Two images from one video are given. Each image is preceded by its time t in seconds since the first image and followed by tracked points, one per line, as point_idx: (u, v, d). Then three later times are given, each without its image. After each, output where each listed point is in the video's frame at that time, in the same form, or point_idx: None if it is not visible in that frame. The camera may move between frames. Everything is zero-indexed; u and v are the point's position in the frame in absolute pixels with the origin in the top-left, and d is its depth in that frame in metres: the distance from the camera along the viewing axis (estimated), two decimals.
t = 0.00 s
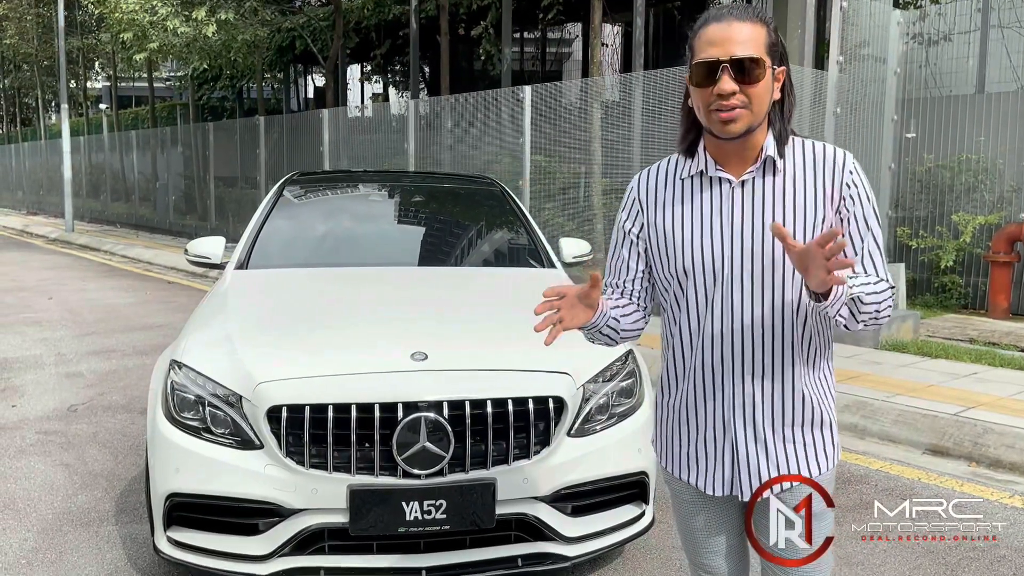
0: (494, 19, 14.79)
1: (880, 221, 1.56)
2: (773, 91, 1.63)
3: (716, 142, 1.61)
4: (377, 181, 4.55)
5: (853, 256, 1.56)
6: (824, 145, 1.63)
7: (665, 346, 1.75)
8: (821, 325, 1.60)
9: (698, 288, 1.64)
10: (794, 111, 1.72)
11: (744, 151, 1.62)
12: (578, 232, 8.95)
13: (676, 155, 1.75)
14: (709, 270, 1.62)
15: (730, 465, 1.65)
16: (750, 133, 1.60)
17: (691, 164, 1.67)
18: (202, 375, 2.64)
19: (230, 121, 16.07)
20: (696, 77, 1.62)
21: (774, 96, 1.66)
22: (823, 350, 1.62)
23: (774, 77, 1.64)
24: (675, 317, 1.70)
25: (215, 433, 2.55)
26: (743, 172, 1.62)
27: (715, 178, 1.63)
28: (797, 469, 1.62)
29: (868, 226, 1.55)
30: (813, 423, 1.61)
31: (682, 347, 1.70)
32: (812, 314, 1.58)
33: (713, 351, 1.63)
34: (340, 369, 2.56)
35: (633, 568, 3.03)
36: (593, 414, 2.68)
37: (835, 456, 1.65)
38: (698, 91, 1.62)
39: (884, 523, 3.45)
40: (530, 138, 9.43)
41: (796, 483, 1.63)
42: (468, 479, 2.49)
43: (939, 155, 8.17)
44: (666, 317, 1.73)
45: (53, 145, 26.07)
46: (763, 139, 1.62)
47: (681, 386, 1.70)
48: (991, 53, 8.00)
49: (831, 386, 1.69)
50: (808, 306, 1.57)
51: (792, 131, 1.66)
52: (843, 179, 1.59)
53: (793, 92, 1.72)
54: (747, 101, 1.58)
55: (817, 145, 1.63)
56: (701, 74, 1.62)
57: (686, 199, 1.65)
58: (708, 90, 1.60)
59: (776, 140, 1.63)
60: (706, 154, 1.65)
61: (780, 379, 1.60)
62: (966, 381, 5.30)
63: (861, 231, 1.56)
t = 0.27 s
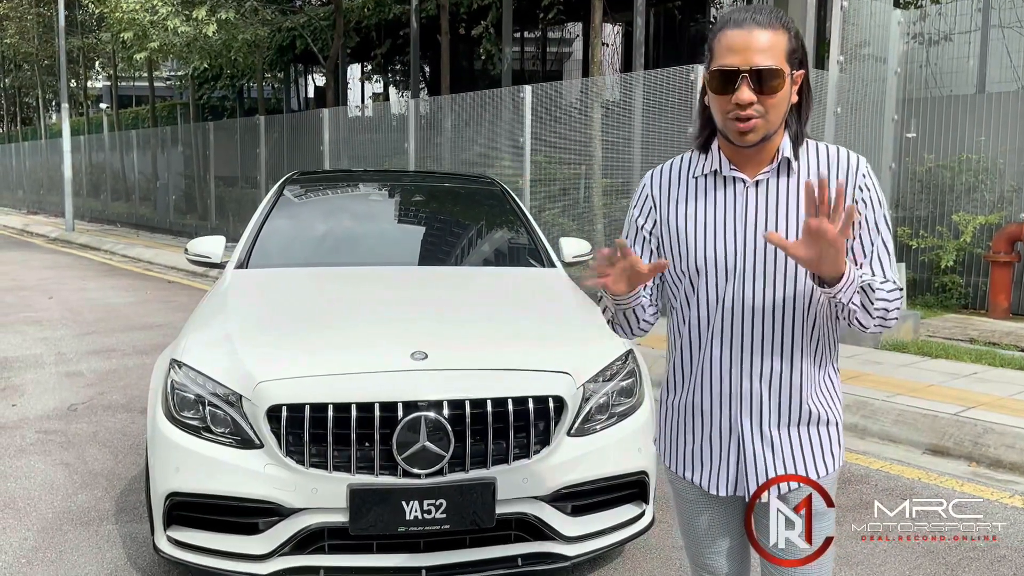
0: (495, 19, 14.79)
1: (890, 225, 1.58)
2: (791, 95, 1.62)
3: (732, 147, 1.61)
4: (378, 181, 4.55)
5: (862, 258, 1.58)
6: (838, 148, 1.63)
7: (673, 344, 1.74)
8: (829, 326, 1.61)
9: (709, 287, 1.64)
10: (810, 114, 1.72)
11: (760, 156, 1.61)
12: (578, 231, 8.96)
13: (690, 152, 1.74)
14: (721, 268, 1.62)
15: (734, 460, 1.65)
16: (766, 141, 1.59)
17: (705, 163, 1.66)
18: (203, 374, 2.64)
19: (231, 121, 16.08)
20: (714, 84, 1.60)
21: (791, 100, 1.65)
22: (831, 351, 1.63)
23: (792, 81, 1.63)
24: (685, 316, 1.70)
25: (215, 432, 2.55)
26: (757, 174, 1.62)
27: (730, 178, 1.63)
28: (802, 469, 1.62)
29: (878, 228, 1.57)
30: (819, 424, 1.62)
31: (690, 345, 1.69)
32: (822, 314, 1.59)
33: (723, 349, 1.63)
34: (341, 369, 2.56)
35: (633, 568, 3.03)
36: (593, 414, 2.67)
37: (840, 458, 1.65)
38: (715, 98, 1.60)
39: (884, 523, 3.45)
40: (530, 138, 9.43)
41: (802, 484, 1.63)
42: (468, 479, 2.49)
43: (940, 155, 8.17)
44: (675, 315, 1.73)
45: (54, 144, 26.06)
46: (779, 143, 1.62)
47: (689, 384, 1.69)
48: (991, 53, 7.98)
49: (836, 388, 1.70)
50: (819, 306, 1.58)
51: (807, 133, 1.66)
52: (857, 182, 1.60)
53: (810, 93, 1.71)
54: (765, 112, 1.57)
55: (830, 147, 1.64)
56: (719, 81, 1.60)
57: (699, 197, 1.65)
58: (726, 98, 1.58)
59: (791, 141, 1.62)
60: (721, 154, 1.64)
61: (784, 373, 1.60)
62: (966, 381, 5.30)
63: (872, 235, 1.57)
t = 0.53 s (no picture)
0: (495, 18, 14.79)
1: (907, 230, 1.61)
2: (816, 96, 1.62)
3: (753, 145, 1.61)
4: (378, 180, 4.55)
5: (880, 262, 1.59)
6: (858, 152, 1.64)
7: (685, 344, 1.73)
8: (843, 328, 1.62)
9: (726, 286, 1.63)
10: (833, 116, 1.71)
11: (781, 154, 1.61)
12: (578, 231, 8.96)
13: (710, 150, 1.72)
14: (739, 268, 1.61)
15: (746, 461, 1.65)
16: (789, 139, 1.59)
17: (726, 160, 1.65)
18: (203, 373, 2.63)
19: (231, 121, 16.08)
20: (740, 79, 1.61)
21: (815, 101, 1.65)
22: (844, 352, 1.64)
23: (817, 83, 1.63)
24: (699, 314, 1.69)
25: (215, 431, 2.55)
26: (778, 174, 1.62)
27: (750, 177, 1.62)
28: (817, 470, 1.62)
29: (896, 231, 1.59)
30: (832, 425, 1.63)
31: (703, 344, 1.68)
32: (838, 316, 1.61)
33: (739, 348, 1.62)
34: (342, 369, 2.56)
35: (633, 568, 3.03)
36: (592, 414, 2.67)
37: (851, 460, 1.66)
38: (740, 93, 1.60)
39: (884, 523, 3.45)
40: (530, 137, 9.43)
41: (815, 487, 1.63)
42: (468, 478, 2.49)
43: (940, 155, 8.16)
44: (689, 315, 1.72)
45: (54, 144, 26.04)
46: (800, 144, 1.62)
47: (702, 383, 1.69)
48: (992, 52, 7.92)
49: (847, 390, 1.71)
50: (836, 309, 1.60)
51: (828, 136, 1.66)
52: (877, 185, 1.61)
53: (834, 96, 1.71)
54: (790, 109, 1.57)
55: (853, 152, 1.64)
56: (746, 78, 1.60)
57: (720, 194, 1.64)
58: (752, 94, 1.59)
59: (812, 143, 1.63)
60: (742, 153, 1.63)
61: (799, 375, 1.61)
62: (966, 381, 5.30)
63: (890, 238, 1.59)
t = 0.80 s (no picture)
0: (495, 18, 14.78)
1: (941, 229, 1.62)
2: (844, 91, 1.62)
3: (783, 139, 1.61)
4: (378, 180, 4.55)
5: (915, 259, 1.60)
6: (887, 149, 1.64)
7: (712, 343, 1.72)
8: (873, 327, 1.62)
9: (757, 285, 1.61)
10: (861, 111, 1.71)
11: (811, 148, 1.61)
12: (578, 231, 8.96)
13: (737, 148, 1.71)
14: (772, 266, 1.60)
15: (775, 460, 1.64)
16: (819, 132, 1.59)
17: (754, 157, 1.65)
18: (203, 374, 2.63)
19: (230, 121, 16.07)
20: (768, 74, 1.61)
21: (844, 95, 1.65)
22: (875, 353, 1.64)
23: (846, 78, 1.63)
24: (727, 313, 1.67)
25: (214, 431, 2.55)
26: (807, 169, 1.62)
27: (781, 173, 1.62)
28: (846, 471, 1.62)
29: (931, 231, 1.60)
30: (862, 425, 1.63)
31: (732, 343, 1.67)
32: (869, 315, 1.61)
33: (770, 347, 1.62)
34: (342, 370, 2.56)
35: (633, 568, 3.03)
36: (591, 414, 2.67)
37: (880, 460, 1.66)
38: (768, 88, 1.61)
39: (884, 523, 3.45)
40: (529, 137, 9.43)
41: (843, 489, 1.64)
42: (467, 478, 2.49)
43: (939, 155, 8.16)
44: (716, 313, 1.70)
45: (53, 143, 26.01)
46: (829, 138, 1.62)
47: (731, 382, 1.68)
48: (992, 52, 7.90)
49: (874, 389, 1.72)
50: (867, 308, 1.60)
51: (857, 131, 1.66)
52: (908, 185, 1.62)
53: (862, 92, 1.71)
54: (819, 101, 1.57)
55: (881, 148, 1.64)
56: (774, 72, 1.60)
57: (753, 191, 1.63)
58: (780, 88, 1.59)
59: (842, 139, 1.63)
60: (772, 148, 1.64)
61: (831, 374, 1.61)
62: (966, 381, 5.30)
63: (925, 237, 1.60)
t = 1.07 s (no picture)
0: (494, 18, 14.80)
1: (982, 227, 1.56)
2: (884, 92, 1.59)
3: (821, 139, 1.57)
4: (377, 180, 4.55)
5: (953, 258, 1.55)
6: (924, 151, 1.59)
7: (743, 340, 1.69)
8: (909, 327, 1.58)
9: (789, 282, 1.58)
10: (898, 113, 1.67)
11: (847, 149, 1.58)
12: (576, 231, 8.97)
13: (772, 145, 1.68)
14: (806, 264, 1.56)
15: (805, 461, 1.62)
16: (856, 133, 1.55)
17: (789, 155, 1.61)
18: (202, 374, 2.63)
19: (230, 120, 16.08)
20: (807, 71, 1.57)
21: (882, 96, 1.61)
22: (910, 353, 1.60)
23: (886, 78, 1.59)
24: (758, 310, 1.64)
25: (212, 431, 2.55)
26: (842, 169, 1.58)
27: (815, 171, 1.58)
28: (879, 474, 1.59)
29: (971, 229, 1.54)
30: (897, 426, 1.59)
31: (763, 341, 1.64)
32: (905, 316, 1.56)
33: (803, 347, 1.58)
34: (340, 369, 2.56)
35: (633, 567, 3.03)
36: (590, 413, 2.68)
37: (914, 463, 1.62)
38: (808, 86, 1.57)
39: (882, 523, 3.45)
40: (528, 137, 9.43)
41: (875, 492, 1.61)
42: (465, 477, 2.49)
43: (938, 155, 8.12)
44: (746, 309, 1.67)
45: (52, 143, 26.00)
46: (865, 139, 1.58)
47: (762, 381, 1.65)
48: (992, 54, 8.04)
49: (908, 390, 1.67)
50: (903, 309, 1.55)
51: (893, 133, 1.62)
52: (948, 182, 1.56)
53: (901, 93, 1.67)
54: (859, 102, 1.54)
55: (917, 149, 1.60)
56: (813, 71, 1.56)
57: (785, 188, 1.59)
58: (819, 87, 1.55)
59: (878, 140, 1.59)
60: (808, 147, 1.60)
61: (866, 374, 1.57)
62: (964, 380, 5.31)
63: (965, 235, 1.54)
